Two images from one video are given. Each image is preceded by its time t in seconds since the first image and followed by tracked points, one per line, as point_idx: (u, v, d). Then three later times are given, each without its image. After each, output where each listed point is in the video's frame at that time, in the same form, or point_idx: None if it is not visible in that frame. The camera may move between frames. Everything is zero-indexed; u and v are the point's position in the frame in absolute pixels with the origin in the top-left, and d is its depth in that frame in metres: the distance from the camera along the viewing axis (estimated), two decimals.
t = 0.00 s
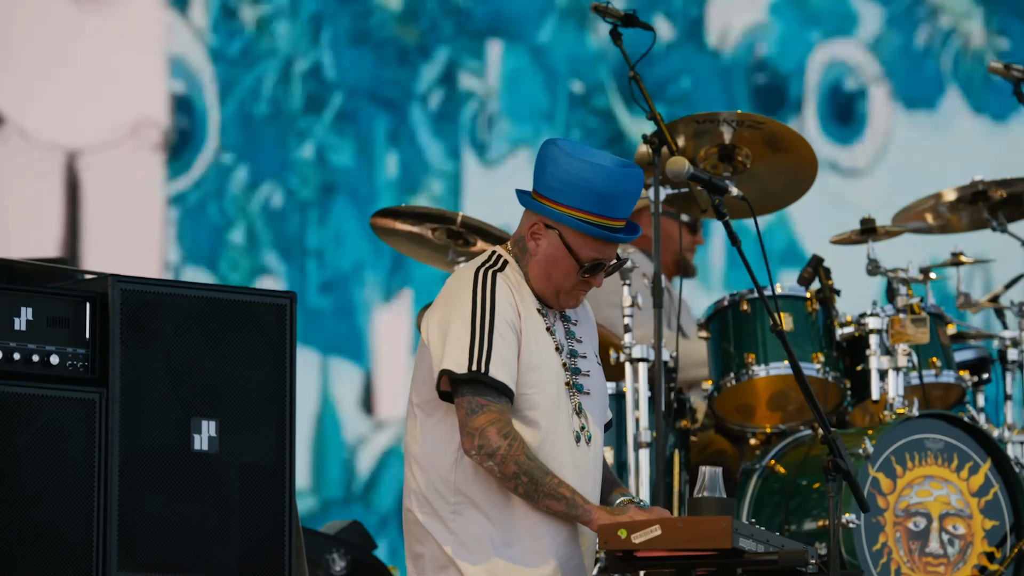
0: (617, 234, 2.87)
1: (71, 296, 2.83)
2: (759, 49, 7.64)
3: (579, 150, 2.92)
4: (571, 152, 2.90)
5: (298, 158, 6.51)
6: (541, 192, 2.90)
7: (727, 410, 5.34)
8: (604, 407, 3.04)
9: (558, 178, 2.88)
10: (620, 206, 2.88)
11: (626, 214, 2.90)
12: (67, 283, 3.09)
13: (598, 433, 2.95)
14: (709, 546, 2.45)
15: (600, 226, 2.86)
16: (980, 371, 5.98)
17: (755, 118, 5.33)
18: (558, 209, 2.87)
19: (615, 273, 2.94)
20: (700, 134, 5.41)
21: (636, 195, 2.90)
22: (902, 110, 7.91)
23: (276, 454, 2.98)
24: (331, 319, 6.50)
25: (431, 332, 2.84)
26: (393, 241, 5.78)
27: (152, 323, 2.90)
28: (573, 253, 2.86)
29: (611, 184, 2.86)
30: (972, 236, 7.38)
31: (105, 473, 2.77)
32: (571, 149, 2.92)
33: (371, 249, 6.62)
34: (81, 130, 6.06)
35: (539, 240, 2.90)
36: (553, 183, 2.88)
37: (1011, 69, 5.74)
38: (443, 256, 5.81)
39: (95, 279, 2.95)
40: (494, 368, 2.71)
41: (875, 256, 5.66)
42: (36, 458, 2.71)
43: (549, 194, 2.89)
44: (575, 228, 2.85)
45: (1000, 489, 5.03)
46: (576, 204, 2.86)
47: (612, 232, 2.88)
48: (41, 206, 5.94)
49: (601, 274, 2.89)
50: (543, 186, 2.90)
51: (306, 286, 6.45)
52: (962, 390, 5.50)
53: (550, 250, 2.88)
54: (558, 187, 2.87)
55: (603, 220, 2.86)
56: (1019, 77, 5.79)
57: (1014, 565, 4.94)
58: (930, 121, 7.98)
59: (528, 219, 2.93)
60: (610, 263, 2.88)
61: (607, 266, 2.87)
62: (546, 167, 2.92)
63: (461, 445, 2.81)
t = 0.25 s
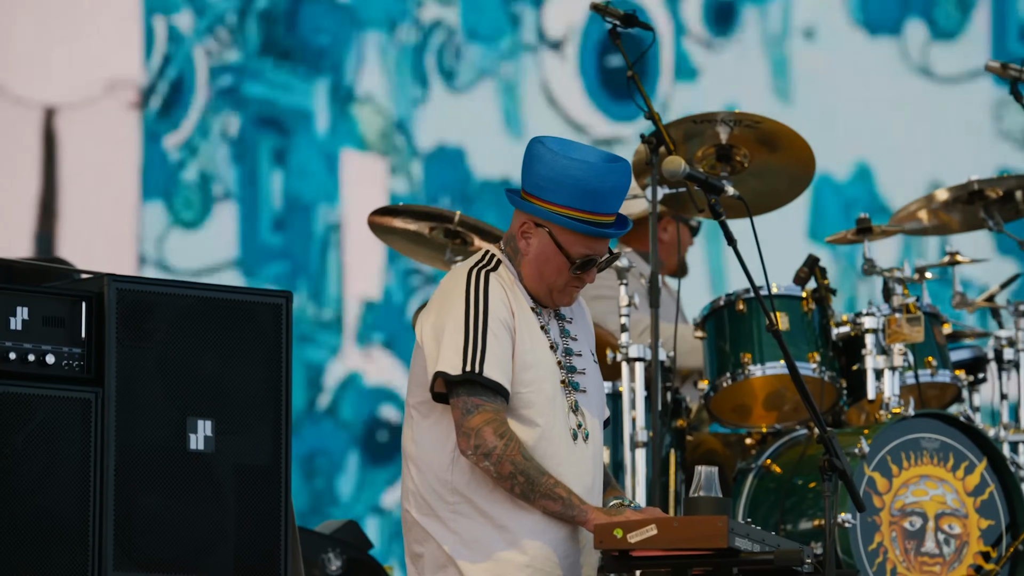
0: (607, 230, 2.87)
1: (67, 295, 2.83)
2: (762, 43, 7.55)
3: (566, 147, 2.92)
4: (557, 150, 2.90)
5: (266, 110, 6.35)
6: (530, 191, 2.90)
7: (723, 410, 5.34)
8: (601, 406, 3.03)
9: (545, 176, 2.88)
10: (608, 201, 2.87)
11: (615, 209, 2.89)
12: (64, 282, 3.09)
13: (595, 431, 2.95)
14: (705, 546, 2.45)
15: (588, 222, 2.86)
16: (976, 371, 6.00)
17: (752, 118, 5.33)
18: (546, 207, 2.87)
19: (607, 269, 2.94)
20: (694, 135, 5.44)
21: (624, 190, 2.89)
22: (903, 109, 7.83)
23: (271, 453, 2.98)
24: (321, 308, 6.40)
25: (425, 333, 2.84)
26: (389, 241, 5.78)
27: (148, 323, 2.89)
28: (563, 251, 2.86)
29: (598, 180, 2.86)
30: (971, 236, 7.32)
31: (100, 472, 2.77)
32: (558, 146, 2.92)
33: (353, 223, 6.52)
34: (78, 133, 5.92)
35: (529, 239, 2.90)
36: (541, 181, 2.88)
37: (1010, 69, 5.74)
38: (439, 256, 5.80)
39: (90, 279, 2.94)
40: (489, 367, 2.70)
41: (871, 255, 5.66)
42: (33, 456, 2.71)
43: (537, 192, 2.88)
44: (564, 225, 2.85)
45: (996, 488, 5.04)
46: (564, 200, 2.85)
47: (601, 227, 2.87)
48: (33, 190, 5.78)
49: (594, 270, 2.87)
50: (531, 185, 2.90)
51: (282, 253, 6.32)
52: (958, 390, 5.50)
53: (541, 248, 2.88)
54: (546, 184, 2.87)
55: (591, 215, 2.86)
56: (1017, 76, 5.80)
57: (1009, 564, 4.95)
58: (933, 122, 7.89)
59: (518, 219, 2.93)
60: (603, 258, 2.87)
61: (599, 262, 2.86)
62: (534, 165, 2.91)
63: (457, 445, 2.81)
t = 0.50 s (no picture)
0: (600, 226, 2.87)
1: (57, 295, 2.81)
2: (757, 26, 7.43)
3: (555, 145, 2.91)
4: (549, 147, 2.89)
5: (232, 62, 6.43)
6: (521, 190, 2.89)
7: (715, 410, 5.35)
8: (595, 405, 3.02)
9: (537, 175, 2.87)
10: (599, 198, 2.87)
11: (607, 205, 2.89)
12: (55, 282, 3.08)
13: (587, 430, 2.94)
14: (695, 546, 2.44)
15: (579, 218, 2.85)
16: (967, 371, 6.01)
17: (745, 119, 5.33)
18: (537, 207, 2.86)
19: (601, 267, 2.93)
20: (686, 135, 5.43)
21: (615, 187, 2.89)
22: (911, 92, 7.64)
23: (262, 453, 2.97)
24: (280, 259, 6.43)
25: (416, 333, 2.83)
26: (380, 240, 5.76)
27: (139, 322, 2.88)
28: (556, 249, 2.85)
29: (590, 177, 2.86)
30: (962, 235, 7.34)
31: (90, 472, 2.76)
32: (549, 145, 2.91)
33: (318, 174, 6.55)
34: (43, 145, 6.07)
35: (522, 239, 2.89)
36: (532, 179, 2.88)
37: (998, 69, 5.79)
38: (430, 256, 5.80)
39: (81, 278, 2.93)
40: (480, 367, 2.70)
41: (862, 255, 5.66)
42: (23, 456, 2.69)
43: (529, 191, 2.88)
44: (555, 223, 2.85)
45: (987, 488, 5.04)
46: (556, 199, 2.85)
47: (593, 223, 2.87)
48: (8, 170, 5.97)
49: (588, 269, 2.87)
50: (522, 184, 2.89)
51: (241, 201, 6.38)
52: (950, 390, 5.50)
53: (534, 248, 2.87)
54: (538, 183, 2.87)
55: (582, 213, 2.86)
56: (1006, 76, 5.82)
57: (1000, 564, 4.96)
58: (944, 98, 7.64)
59: (509, 219, 2.92)
60: (597, 256, 2.88)
61: (592, 259, 2.85)
62: (525, 164, 2.90)
63: (448, 444, 2.80)
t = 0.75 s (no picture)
0: (582, 200, 2.89)
1: (49, 295, 2.80)
2: None
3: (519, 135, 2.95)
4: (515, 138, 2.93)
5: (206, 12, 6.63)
6: (498, 187, 2.92)
7: (707, 410, 5.35)
8: (588, 402, 3.02)
9: (511, 165, 2.90)
10: (574, 174, 2.92)
11: (582, 180, 2.92)
12: (46, 282, 3.06)
13: (581, 428, 2.94)
14: (686, 546, 2.44)
15: (559, 198, 2.89)
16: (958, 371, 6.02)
17: (734, 119, 5.33)
18: (521, 198, 2.89)
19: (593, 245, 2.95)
20: (679, 135, 5.42)
21: (585, 161, 2.94)
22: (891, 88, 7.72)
23: (254, 453, 2.96)
24: (246, 200, 6.61)
25: (410, 332, 2.82)
26: (371, 240, 5.76)
27: (130, 322, 2.88)
28: (547, 233, 2.87)
29: (558, 156, 2.90)
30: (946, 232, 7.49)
31: (82, 472, 2.75)
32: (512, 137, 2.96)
33: (278, 118, 6.70)
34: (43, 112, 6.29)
35: (513, 235, 2.90)
36: (509, 172, 2.91)
37: (985, 70, 5.84)
38: (421, 256, 5.79)
39: (73, 278, 2.92)
40: (474, 366, 2.69)
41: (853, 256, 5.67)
42: (15, 457, 2.69)
43: (504, 185, 2.91)
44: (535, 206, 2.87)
45: (978, 488, 5.05)
46: (535, 186, 2.89)
47: (576, 199, 2.90)
48: None
49: (584, 247, 2.87)
50: (497, 180, 2.92)
51: (217, 147, 6.57)
52: (941, 390, 5.52)
53: (527, 239, 2.88)
54: (510, 174, 2.90)
55: (562, 191, 2.90)
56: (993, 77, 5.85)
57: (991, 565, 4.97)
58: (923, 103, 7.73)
59: (494, 220, 2.93)
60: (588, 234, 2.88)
61: (586, 237, 2.87)
62: (496, 161, 2.92)
63: (441, 443, 2.79)
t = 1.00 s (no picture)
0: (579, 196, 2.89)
1: (46, 295, 2.80)
2: None
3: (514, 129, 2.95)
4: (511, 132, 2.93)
5: None
6: (494, 183, 2.92)
7: (703, 410, 5.35)
8: (585, 400, 3.02)
9: (508, 161, 2.90)
10: (571, 170, 2.92)
11: (579, 175, 2.93)
12: (43, 282, 3.06)
13: (578, 425, 2.94)
14: (683, 546, 2.43)
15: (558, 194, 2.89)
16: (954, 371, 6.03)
17: (730, 117, 5.33)
18: (519, 194, 2.89)
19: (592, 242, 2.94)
20: (673, 135, 5.42)
21: (582, 156, 2.94)
22: (880, 82, 7.84)
23: (251, 452, 2.96)
24: (230, 141, 6.21)
25: (407, 333, 2.81)
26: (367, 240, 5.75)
27: (127, 322, 2.87)
28: (546, 229, 2.86)
29: (556, 152, 2.90)
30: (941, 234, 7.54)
31: (78, 471, 2.74)
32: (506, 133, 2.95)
33: (282, 64, 6.37)
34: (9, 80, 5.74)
35: (510, 232, 2.90)
36: (507, 169, 2.90)
37: (985, 69, 5.85)
38: (417, 256, 5.79)
39: (69, 278, 2.92)
40: (471, 366, 2.69)
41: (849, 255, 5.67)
42: (12, 458, 2.68)
43: (503, 182, 2.91)
44: (537, 204, 2.87)
45: (974, 488, 5.05)
46: (534, 182, 2.89)
47: (574, 195, 2.90)
48: None
49: (580, 244, 2.88)
50: (495, 176, 2.92)
51: (196, 83, 6.14)
52: (937, 390, 5.52)
53: (524, 235, 2.88)
54: (509, 171, 2.90)
55: (560, 187, 2.90)
56: (993, 77, 5.87)
57: (986, 564, 4.97)
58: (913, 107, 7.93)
59: (491, 217, 2.92)
60: (587, 230, 2.88)
61: (582, 232, 2.87)
62: (493, 156, 2.92)
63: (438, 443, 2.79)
